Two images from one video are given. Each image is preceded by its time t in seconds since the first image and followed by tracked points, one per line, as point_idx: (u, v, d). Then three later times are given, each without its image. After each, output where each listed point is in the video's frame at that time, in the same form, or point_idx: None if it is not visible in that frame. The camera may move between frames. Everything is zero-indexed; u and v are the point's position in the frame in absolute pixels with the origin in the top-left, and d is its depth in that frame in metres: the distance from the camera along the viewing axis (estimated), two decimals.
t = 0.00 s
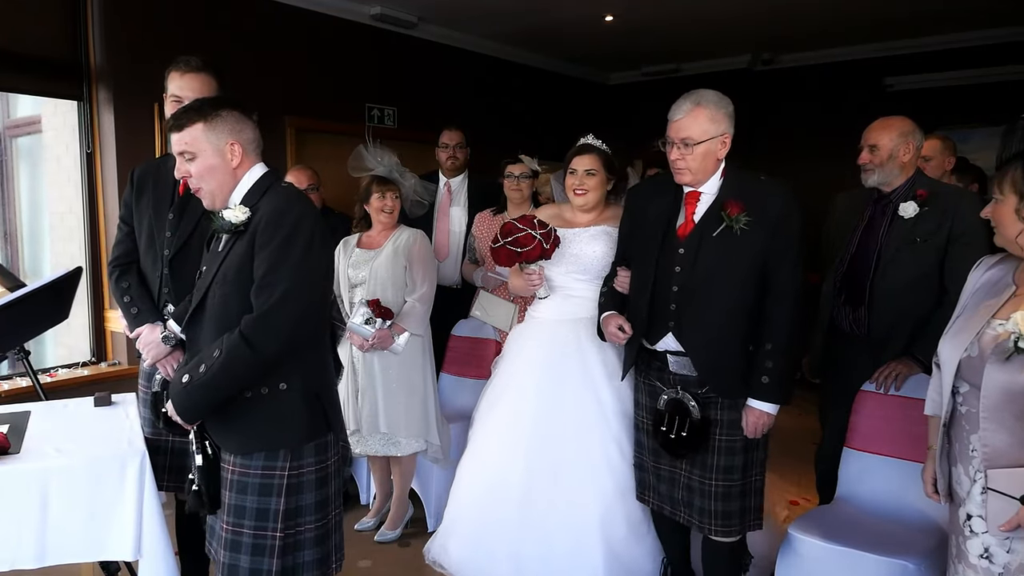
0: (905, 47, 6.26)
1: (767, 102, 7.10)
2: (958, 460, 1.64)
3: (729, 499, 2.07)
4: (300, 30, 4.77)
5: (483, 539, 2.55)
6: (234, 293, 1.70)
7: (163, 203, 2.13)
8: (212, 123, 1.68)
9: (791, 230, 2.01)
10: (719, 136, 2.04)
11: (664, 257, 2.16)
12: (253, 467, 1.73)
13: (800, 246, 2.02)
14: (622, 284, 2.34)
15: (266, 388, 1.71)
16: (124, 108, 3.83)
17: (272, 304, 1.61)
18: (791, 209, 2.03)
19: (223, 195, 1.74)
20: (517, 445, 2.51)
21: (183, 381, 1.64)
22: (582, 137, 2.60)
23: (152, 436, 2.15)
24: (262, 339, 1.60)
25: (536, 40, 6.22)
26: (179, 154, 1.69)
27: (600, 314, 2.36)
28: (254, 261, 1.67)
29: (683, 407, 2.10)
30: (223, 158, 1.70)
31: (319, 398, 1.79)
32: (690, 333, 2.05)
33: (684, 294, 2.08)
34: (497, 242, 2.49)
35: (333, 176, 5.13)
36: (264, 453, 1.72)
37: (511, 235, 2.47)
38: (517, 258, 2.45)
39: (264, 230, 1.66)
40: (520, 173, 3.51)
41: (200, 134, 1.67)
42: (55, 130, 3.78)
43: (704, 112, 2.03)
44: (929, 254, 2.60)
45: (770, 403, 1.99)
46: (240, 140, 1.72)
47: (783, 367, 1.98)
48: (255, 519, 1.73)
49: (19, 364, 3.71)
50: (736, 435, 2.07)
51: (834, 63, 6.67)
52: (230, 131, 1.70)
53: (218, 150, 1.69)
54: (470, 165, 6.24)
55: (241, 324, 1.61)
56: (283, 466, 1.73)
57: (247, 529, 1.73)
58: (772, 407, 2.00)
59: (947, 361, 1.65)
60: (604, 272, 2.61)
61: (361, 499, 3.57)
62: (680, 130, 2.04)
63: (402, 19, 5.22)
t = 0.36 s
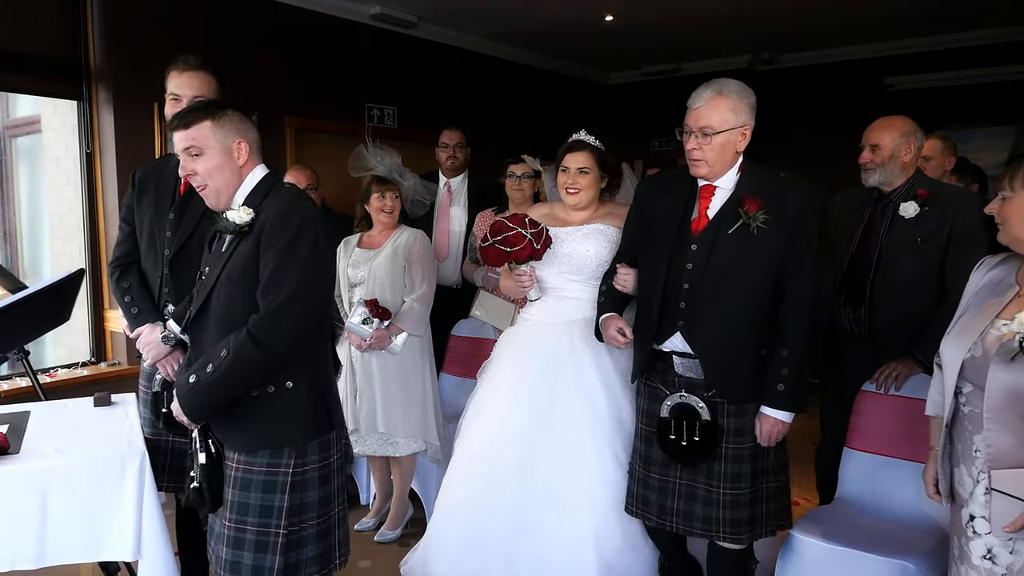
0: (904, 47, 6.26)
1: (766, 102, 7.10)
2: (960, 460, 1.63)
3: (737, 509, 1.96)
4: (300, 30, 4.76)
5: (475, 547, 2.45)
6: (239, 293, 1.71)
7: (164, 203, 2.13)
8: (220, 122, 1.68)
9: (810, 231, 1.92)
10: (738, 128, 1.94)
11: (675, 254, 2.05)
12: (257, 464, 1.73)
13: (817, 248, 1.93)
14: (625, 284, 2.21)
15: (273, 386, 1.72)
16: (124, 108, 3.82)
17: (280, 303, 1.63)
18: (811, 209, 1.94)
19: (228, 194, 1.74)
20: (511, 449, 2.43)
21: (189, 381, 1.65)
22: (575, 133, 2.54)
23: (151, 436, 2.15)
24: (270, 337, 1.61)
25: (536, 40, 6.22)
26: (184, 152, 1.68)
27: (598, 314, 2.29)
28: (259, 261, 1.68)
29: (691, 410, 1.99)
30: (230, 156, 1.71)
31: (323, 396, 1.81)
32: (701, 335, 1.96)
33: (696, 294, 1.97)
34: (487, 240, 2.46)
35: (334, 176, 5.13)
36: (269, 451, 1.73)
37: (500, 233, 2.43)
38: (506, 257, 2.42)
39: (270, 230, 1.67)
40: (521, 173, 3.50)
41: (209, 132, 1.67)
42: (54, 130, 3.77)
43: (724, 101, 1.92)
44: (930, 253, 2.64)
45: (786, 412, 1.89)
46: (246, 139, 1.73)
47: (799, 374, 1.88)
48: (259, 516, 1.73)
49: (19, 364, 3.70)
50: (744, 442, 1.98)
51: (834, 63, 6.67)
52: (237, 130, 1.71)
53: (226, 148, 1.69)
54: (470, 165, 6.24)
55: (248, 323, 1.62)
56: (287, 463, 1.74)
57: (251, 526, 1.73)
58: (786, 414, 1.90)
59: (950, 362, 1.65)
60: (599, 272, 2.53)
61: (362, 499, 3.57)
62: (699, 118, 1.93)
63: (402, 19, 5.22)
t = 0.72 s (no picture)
0: (904, 46, 6.26)
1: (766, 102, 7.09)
2: (963, 461, 1.63)
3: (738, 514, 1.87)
4: (299, 29, 4.75)
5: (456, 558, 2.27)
6: (243, 292, 1.75)
7: (166, 203, 2.13)
8: (236, 120, 1.75)
9: (821, 230, 1.82)
10: (744, 122, 1.82)
11: (678, 256, 1.92)
12: (263, 462, 1.77)
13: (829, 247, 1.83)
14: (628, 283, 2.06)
15: (276, 384, 1.76)
16: (123, 108, 3.81)
17: (285, 302, 1.68)
18: (821, 206, 1.83)
19: (235, 190, 1.79)
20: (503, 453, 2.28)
21: (195, 379, 1.68)
22: (560, 128, 2.41)
23: (153, 435, 2.17)
24: (277, 335, 1.66)
25: (536, 40, 6.21)
26: (198, 146, 1.73)
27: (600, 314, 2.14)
28: (264, 261, 1.73)
29: (699, 412, 1.87)
30: (242, 154, 1.78)
31: (325, 393, 1.86)
32: (708, 338, 1.84)
33: (701, 295, 1.85)
34: (479, 240, 2.31)
35: (334, 177, 5.12)
36: (274, 449, 1.77)
37: (492, 234, 2.28)
38: (499, 260, 2.28)
39: (276, 231, 1.72)
40: (521, 173, 3.49)
41: (225, 129, 1.73)
42: (54, 129, 3.77)
43: (729, 96, 1.81)
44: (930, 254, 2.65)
45: (796, 418, 1.77)
46: (259, 140, 1.81)
47: (808, 379, 1.79)
48: (267, 513, 1.77)
49: (18, 364, 3.70)
50: (750, 449, 1.86)
51: (834, 63, 6.67)
52: (251, 130, 1.79)
53: (240, 145, 1.76)
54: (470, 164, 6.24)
55: (254, 321, 1.67)
56: (293, 460, 1.78)
57: (260, 523, 1.77)
58: (797, 420, 1.78)
59: (953, 362, 1.65)
60: (597, 276, 2.40)
61: (361, 500, 3.56)
62: (703, 113, 1.82)
63: (401, 18, 5.21)
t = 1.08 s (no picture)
0: (904, 46, 6.26)
1: (766, 102, 7.09)
2: (965, 463, 1.63)
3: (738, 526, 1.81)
4: (299, 29, 4.75)
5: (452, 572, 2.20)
6: (247, 291, 1.74)
7: (168, 204, 2.13)
8: (246, 121, 1.76)
9: (821, 231, 1.76)
10: (736, 119, 1.78)
11: (676, 262, 1.85)
12: (263, 461, 1.77)
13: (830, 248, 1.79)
14: (630, 288, 2.00)
15: (278, 382, 1.76)
16: (123, 108, 3.81)
17: (288, 301, 1.68)
18: (821, 207, 1.78)
19: (240, 189, 1.79)
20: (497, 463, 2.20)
21: (197, 377, 1.67)
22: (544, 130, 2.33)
23: (154, 435, 2.19)
24: (281, 334, 1.66)
25: (536, 40, 6.21)
26: (207, 144, 1.74)
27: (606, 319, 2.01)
28: (269, 261, 1.73)
29: (701, 423, 1.79)
30: (250, 154, 1.79)
31: (326, 393, 1.85)
32: (710, 347, 1.77)
33: (702, 303, 1.78)
34: (470, 244, 2.24)
35: (334, 177, 5.12)
36: (275, 447, 1.77)
37: (485, 238, 2.21)
38: (490, 266, 2.20)
39: (281, 231, 1.72)
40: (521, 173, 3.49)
41: (235, 128, 1.75)
42: (53, 129, 3.76)
43: (717, 92, 1.77)
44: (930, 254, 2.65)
45: (798, 423, 1.73)
46: (267, 142, 1.82)
47: (810, 383, 1.73)
48: (267, 511, 1.76)
49: (17, 365, 3.69)
50: (754, 459, 1.81)
51: (834, 63, 6.67)
52: (260, 132, 1.80)
53: (249, 146, 1.78)
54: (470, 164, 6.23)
55: (259, 320, 1.67)
56: (293, 458, 1.78)
57: (259, 521, 1.76)
58: (798, 425, 1.74)
59: (956, 363, 1.64)
60: (595, 282, 2.33)
61: (361, 500, 3.55)
62: (692, 111, 1.78)
63: (401, 18, 5.20)
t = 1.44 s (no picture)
0: (906, 46, 6.25)
1: (766, 102, 7.09)
2: (967, 463, 1.62)
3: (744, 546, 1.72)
4: (299, 29, 4.74)
5: None
6: (248, 291, 1.74)
7: (170, 204, 2.13)
8: (250, 121, 1.77)
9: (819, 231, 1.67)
10: (720, 119, 1.70)
11: (667, 272, 1.77)
12: (262, 459, 1.77)
13: (830, 247, 1.69)
14: (624, 302, 1.92)
15: (278, 381, 1.76)
16: (122, 108, 3.80)
17: (289, 300, 1.68)
18: (818, 206, 1.69)
19: (242, 189, 1.79)
20: (486, 479, 2.10)
21: (197, 375, 1.67)
22: (530, 129, 2.29)
23: (154, 435, 2.20)
24: (281, 333, 1.66)
25: (536, 40, 6.20)
26: (211, 144, 1.74)
27: (602, 335, 1.93)
28: (269, 261, 1.73)
29: (703, 444, 1.70)
30: (253, 155, 1.79)
31: (326, 392, 1.85)
32: (706, 358, 1.69)
33: (697, 313, 1.70)
34: (460, 248, 2.17)
35: (334, 176, 5.12)
36: (274, 446, 1.77)
37: (476, 240, 2.15)
38: (484, 270, 2.14)
39: (283, 231, 1.72)
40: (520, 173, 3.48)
41: (239, 128, 1.75)
42: (52, 129, 3.75)
43: (698, 94, 1.69)
44: (929, 254, 2.65)
45: (802, 434, 1.64)
46: (269, 143, 1.83)
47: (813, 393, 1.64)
48: (264, 510, 1.76)
49: (17, 365, 3.68)
50: (759, 475, 1.72)
51: (835, 62, 6.66)
52: (264, 133, 1.81)
53: (252, 146, 1.78)
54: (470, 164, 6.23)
55: (259, 319, 1.66)
56: (291, 457, 1.78)
57: (255, 519, 1.76)
58: (803, 436, 1.65)
59: (959, 363, 1.64)
60: (584, 283, 2.25)
61: (361, 501, 3.55)
62: (671, 115, 1.71)
63: (401, 18, 5.20)
